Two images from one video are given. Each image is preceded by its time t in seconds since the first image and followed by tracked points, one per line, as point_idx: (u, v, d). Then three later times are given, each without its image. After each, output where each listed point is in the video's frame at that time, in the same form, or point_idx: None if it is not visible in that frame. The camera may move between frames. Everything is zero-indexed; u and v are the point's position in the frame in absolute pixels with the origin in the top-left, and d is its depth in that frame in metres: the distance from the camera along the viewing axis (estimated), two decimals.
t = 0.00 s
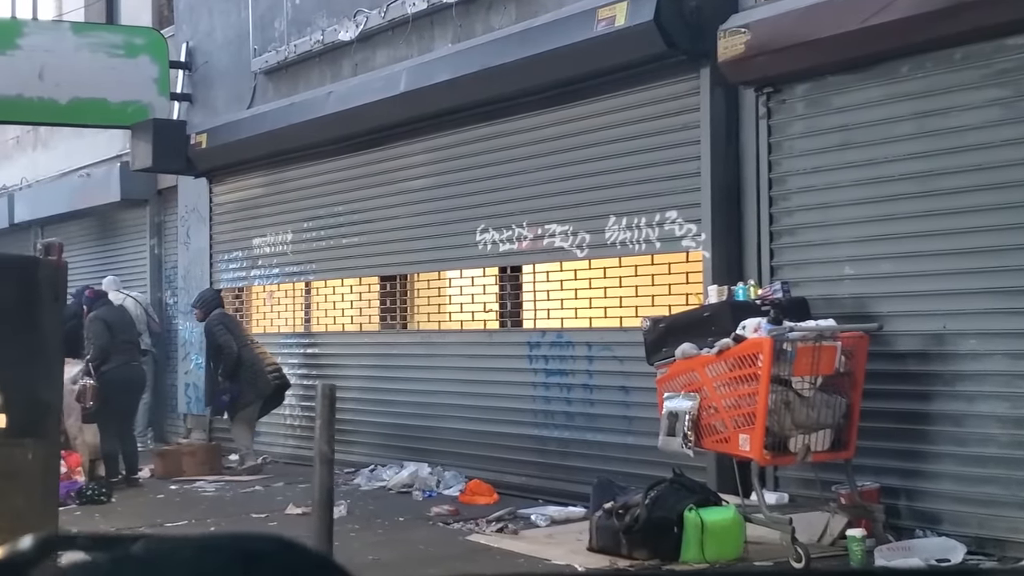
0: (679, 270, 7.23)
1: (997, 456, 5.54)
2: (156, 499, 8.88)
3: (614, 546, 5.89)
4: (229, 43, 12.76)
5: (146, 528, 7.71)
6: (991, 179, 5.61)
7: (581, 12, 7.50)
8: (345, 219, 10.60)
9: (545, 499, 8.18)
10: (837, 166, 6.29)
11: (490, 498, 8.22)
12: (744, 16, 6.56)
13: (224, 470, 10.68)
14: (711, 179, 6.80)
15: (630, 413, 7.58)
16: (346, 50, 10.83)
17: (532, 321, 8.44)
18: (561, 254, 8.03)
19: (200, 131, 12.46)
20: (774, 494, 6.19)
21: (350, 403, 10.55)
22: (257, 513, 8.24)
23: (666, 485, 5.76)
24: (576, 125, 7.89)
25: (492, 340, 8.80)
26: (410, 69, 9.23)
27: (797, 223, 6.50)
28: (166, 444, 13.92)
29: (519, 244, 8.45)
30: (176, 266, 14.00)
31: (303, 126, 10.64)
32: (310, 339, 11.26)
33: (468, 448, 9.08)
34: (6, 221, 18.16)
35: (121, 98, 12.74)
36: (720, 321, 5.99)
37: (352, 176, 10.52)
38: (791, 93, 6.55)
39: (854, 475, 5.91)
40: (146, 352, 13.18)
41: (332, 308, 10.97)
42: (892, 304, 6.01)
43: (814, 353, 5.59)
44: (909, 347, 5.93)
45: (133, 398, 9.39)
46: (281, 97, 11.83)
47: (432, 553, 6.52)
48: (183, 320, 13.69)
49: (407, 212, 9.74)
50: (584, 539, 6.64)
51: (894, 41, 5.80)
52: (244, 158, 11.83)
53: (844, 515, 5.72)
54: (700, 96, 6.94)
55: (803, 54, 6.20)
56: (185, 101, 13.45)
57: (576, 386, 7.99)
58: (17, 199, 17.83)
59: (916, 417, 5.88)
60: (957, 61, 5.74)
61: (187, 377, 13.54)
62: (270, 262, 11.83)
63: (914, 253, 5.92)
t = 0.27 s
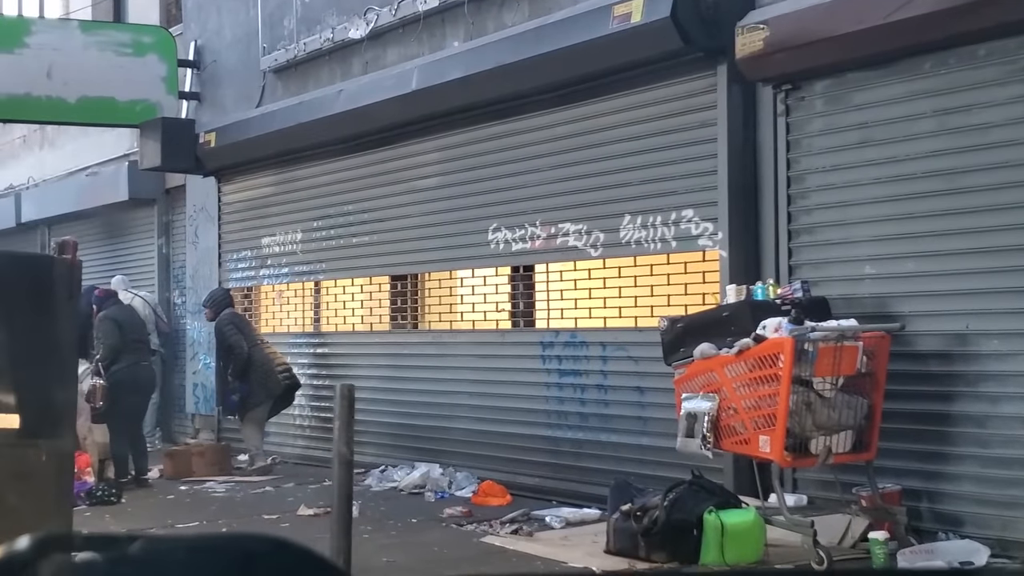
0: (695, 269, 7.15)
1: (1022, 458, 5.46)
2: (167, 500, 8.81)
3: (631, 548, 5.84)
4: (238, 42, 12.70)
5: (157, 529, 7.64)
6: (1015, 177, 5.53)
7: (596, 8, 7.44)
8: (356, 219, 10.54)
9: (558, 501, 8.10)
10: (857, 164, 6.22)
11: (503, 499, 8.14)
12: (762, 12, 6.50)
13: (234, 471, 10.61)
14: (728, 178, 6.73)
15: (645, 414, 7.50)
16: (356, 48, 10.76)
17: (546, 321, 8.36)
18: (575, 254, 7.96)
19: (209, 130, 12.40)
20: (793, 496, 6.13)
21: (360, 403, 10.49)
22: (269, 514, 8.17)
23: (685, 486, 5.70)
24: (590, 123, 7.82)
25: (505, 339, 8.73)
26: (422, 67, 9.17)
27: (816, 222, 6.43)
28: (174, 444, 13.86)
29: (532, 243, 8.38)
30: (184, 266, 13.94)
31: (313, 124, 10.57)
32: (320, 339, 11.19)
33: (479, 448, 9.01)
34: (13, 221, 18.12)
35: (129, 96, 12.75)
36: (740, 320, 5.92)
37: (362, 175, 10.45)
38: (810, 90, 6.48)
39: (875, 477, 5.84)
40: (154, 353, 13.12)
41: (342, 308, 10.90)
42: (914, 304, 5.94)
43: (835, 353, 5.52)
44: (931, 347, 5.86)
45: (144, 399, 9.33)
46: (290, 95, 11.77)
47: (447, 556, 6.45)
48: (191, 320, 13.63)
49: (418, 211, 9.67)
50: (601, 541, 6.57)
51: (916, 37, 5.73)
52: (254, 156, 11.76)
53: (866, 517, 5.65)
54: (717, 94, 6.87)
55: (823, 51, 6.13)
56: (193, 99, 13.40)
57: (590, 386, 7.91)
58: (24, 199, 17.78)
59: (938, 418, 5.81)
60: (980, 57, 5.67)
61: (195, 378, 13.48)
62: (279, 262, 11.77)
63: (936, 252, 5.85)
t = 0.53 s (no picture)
0: (713, 268, 7.07)
1: None
2: (179, 501, 8.74)
3: (652, 550, 5.78)
4: (248, 40, 12.64)
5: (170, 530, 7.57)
6: None
7: (612, 4, 7.37)
8: (368, 218, 10.47)
9: (573, 502, 8.02)
10: (879, 162, 6.15)
11: (518, 500, 8.07)
12: (783, 7, 6.42)
13: (245, 471, 10.56)
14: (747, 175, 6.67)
15: (662, 414, 7.42)
16: (369, 46, 10.70)
17: (560, 320, 8.29)
18: (590, 253, 7.89)
19: (220, 128, 12.34)
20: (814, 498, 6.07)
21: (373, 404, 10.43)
22: (283, 515, 8.11)
23: (705, 487, 5.63)
24: (606, 120, 7.75)
25: (520, 339, 8.65)
26: (435, 65, 9.10)
27: (837, 220, 6.36)
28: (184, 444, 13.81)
29: (546, 242, 8.31)
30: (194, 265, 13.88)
31: (325, 123, 10.51)
32: (331, 339, 11.13)
33: (493, 449, 8.93)
34: (21, 220, 18.07)
35: (138, 95, 12.67)
36: (761, 320, 5.85)
37: (374, 174, 10.39)
38: (831, 86, 6.41)
39: (898, 478, 5.77)
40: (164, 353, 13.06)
41: (354, 307, 10.83)
42: (937, 303, 5.87)
43: (859, 353, 5.44)
44: (955, 347, 5.79)
45: (155, 399, 9.27)
46: (301, 94, 11.72)
47: (464, 558, 6.37)
48: (201, 319, 13.57)
49: (431, 210, 9.61)
50: (619, 543, 6.50)
51: (939, 33, 5.66)
52: (265, 155, 11.70)
53: (889, 519, 5.58)
54: (736, 90, 6.80)
55: (844, 47, 6.06)
56: (203, 98, 13.34)
57: (606, 386, 7.83)
58: (33, 199, 17.73)
59: (962, 418, 5.74)
60: (1005, 53, 5.59)
61: (205, 377, 13.42)
62: (290, 261, 11.72)
63: (960, 251, 5.78)
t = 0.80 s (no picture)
0: (732, 267, 7.00)
1: None
2: (192, 502, 8.69)
3: (672, 552, 5.70)
4: (259, 39, 12.60)
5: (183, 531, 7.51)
6: None
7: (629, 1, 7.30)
8: (380, 216, 10.41)
9: (589, 503, 7.96)
10: (901, 159, 6.09)
11: (533, 501, 8.01)
12: (802, 2, 6.31)
13: (258, 471, 10.51)
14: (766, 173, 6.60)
15: (679, 415, 7.35)
16: (381, 44, 10.64)
17: (576, 320, 8.23)
18: (606, 252, 7.82)
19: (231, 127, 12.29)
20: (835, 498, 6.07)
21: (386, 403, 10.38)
22: (296, 516, 8.04)
23: (728, 489, 5.57)
24: (622, 118, 7.69)
25: (534, 339, 8.59)
26: (449, 62, 9.04)
27: (858, 218, 6.29)
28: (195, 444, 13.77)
29: (561, 241, 8.25)
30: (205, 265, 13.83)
31: (337, 121, 10.45)
32: (343, 338, 11.07)
33: (507, 450, 8.87)
34: (31, 220, 18.04)
35: (149, 94, 12.68)
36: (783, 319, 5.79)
37: (387, 172, 10.33)
38: (851, 83, 6.35)
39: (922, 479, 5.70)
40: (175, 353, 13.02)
41: (366, 306, 10.77)
42: (961, 302, 5.81)
43: (883, 353, 5.37)
44: (978, 346, 5.73)
45: (168, 399, 9.22)
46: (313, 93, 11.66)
47: (481, 560, 6.31)
48: (212, 319, 13.52)
49: (444, 209, 9.54)
50: (638, 545, 6.43)
51: (963, 28, 5.59)
52: (277, 154, 11.65)
53: (912, 520, 5.51)
54: (755, 87, 6.74)
55: (865, 43, 5.99)
56: (214, 97, 13.29)
57: (623, 386, 7.76)
58: (42, 198, 17.70)
59: (986, 418, 5.68)
60: None
61: (216, 377, 13.37)
62: (302, 261, 11.66)
63: (984, 249, 5.72)
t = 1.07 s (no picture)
0: (750, 266, 6.94)
1: None
2: (205, 503, 8.64)
3: (692, 554, 5.68)
4: (270, 37, 12.55)
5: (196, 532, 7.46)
6: None
7: None
8: (393, 215, 10.36)
9: (604, 505, 7.90)
10: (923, 157, 6.03)
11: (548, 502, 7.94)
12: None
13: (269, 471, 10.47)
14: (786, 172, 6.55)
15: (697, 416, 7.29)
16: (393, 42, 10.58)
17: (591, 320, 8.16)
18: (622, 251, 7.76)
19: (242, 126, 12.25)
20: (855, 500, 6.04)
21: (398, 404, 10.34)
22: (310, 517, 7.99)
23: (748, 491, 5.53)
24: (639, 116, 7.63)
25: (549, 339, 8.52)
26: (463, 60, 8.99)
27: (880, 217, 6.23)
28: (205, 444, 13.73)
29: (576, 240, 8.19)
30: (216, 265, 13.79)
31: (350, 120, 10.39)
32: (355, 338, 11.02)
33: (521, 451, 8.81)
34: (40, 220, 18.01)
35: (160, 93, 12.59)
36: (805, 319, 5.73)
37: (400, 171, 10.27)
38: (873, 80, 6.29)
39: (945, 481, 5.64)
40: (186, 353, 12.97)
41: (378, 305, 10.72)
42: (984, 302, 5.75)
43: (906, 353, 5.32)
44: (1002, 346, 5.67)
45: (180, 400, 9.17)
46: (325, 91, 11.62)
47: (498, 562, 6.25)
48: (222, 319, 13.48)
49: (458, 208, 9.48)
50: (656, 547, 6.37)
51: (988, 24, 5.53)
52: (288, 153, 11.60)
53: (935, 522, 5.48)
54: (774, 85, 6.68)
55: (888, 39, 5.92)
56: (224, 96, 13.25)
57: (639, 386, 7.70)
58: (52, 198, 17.66)
59: (1010, 419, 5.62)
60: None
61: (226, 377, 13.33)
62: (313, 260, 11.62)
63: (1008, 248, 5.66)
